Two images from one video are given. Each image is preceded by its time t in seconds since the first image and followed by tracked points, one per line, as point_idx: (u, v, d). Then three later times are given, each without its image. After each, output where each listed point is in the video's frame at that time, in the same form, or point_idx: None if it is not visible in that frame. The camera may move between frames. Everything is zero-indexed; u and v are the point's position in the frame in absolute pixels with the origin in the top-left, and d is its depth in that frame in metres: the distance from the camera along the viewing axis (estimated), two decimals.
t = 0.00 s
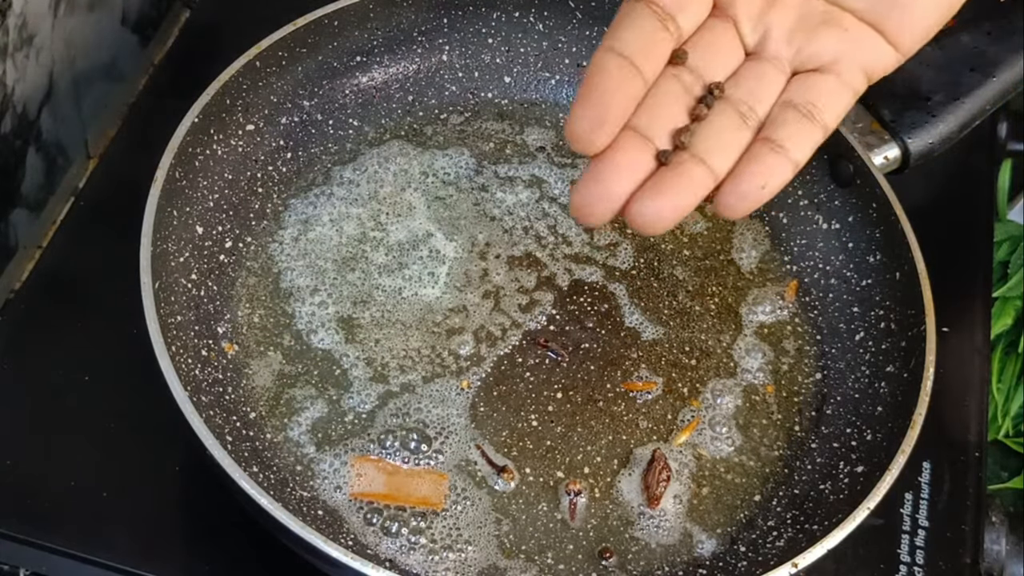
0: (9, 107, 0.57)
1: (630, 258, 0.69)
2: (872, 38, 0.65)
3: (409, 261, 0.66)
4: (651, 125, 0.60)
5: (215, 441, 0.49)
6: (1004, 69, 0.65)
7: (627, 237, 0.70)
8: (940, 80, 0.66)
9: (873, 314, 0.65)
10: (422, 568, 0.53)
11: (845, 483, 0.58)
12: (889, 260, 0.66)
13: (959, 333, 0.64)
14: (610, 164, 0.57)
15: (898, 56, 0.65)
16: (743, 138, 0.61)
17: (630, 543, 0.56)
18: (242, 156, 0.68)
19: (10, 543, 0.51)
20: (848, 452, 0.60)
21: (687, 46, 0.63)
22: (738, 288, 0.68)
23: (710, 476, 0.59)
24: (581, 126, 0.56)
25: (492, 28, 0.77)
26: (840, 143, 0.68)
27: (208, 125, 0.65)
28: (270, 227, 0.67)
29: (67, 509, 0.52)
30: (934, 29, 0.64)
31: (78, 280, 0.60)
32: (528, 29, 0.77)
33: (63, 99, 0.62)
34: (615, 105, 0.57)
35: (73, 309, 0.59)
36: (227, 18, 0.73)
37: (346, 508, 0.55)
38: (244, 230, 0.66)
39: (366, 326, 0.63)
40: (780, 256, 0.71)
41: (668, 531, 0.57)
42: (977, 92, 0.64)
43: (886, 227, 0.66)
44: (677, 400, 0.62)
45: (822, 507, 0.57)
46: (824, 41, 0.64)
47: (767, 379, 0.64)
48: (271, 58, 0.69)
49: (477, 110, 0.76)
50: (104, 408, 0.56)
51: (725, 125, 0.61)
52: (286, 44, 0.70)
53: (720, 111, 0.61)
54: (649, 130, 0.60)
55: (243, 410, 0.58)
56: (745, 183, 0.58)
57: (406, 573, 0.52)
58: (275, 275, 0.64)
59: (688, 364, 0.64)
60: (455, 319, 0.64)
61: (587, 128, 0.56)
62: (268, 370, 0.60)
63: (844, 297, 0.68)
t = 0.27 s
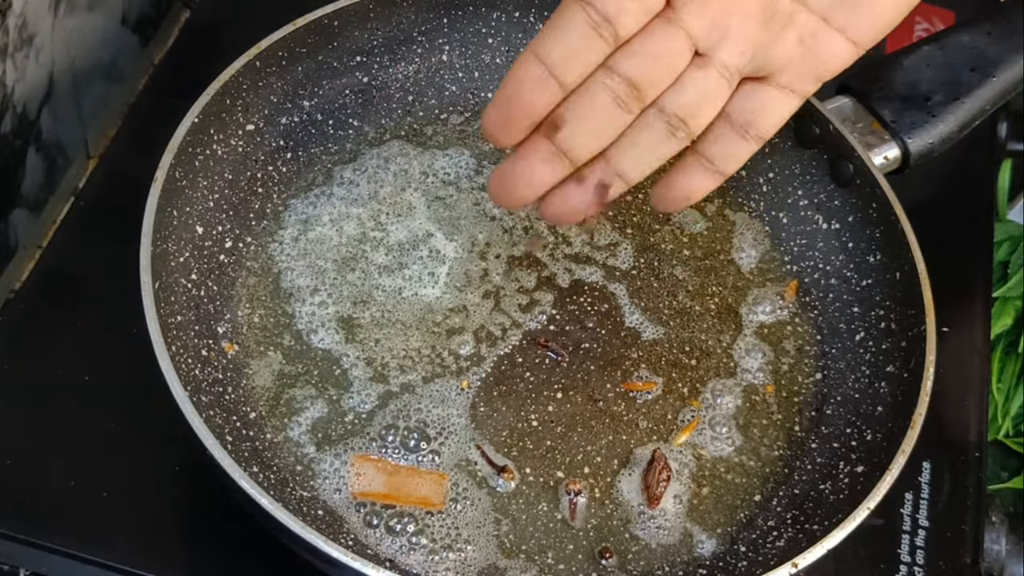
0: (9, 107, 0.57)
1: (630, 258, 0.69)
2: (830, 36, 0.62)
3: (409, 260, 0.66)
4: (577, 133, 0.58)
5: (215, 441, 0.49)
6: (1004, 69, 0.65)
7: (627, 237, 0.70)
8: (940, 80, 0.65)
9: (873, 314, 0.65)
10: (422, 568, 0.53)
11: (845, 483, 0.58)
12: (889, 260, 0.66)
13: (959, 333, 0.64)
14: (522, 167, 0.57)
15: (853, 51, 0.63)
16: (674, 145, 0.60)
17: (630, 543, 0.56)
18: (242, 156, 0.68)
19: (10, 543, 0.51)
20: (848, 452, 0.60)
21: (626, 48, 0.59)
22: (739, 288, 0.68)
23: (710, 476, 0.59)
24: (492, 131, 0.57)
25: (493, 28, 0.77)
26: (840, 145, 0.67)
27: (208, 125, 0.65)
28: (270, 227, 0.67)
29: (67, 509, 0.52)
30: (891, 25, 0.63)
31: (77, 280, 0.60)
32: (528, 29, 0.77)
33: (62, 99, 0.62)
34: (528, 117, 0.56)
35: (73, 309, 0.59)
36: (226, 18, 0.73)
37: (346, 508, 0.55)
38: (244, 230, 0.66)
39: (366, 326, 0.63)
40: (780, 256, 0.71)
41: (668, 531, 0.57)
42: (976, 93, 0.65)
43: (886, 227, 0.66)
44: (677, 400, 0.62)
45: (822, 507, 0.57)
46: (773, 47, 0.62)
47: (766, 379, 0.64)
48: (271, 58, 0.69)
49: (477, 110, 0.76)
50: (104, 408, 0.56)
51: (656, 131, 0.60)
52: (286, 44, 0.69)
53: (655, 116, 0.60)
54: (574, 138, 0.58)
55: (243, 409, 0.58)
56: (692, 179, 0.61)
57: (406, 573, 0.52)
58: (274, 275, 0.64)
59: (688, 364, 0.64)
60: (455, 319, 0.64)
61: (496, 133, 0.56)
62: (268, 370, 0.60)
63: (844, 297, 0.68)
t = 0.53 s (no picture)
0: (9, 107, 0.57)
1: (629, 258, 0.69)
2: None
3: (409, 260, 0.66)
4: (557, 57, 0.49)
5: (215, 440, 0.49)
6: (1004, 69, 0.65)
7: (627, 237, 0.70)
8: (940, 80, 0.66)
9: (873, 314, 0.65)
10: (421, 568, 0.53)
11: (845, 483, 0.58)
12: (889, 260, 0.65)
13: (959, 333, 0.64)
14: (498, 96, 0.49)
15: None
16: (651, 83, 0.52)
17: (629, 543, 0.56)
18: (242, 156, 0.68)
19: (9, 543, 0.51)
20: (848, 452, 0.60)
21: None
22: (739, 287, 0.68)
23: (709, 476, 0.59)
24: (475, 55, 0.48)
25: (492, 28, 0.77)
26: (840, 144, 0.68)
27: (208, 125, 0.65)
28: (270, 227, 0.67)
29: (67, 508, 0.52)
30: None
31: (77, 280, 0.60)
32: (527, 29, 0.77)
33: (62, 99, 0.62)
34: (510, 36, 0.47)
35: (73, 309, 0.59)
36: (226, 18, 0.74)
37: (346, 508, 0.55)
38: (244, 230, 0.66)
39: (365, 326, 0.63)
40: (780, 256, 0.71)
41: (667, 531, 0.57)
42: (976, 92, 0.65)
43: (886, 227, 0.66)
44: (677, 400, 0.62)
45: (822, 507, 0.57)
46: None
47: (766, 379, 0.64)
48: (271, 58, 0.69)
49: (477, 110, 0.76)
50: (104, 408, 0.56)
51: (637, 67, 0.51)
52: (286, 44, 0.70)
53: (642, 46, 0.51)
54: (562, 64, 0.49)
55: (242, 409, 0.58)
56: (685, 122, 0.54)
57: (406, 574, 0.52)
58: (274, 275, 0.64)
59: (688, 364, 0.64)
60: (455, 318, 0.64)
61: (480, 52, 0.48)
62: (268, 370, 0.60)
63: (844, 298, 0.68)
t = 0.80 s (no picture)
0: (9, 107, 0.57)
1: (629, 258, 0.69)
2: None
3: (409, 260, 0.66)
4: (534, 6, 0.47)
5: (215, 441, 0.49)
6: (1004, 69, 0.65)
7: (627, 237, 0.70)
8: (940, 80, 0.65)
9: (873, 314, 0.65)
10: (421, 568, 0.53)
11: (845, 483, 0.58)
12: (889, 260, 0.65)
13: (959, 333, 0.64)
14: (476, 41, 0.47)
15: None
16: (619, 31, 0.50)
17: (630, 543, 0.56)
18: (242, 156, 0.68)
19: (9, 543, 0.51)
20: (848, 452, 0.60)
21: None
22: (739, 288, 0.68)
23: (709, 476, 0.59)
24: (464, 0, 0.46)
25: (492, 28, 0.77)
26: (840, 144, 0.68)
27: (208, 125, 0.65)
28: (270, 227, 0.67)
29: (67, 508, 0.52)
30: None
31: (77, 280, 0.60)
32: (527, 29, 0.77)
33: (62, 99, 0.62)
34: None
35: (73, 309, 0.59)
36: (227, 18, 0.74)
37: (346, 508, 0.55)
38: (244, 230, 0.66)
39: (365, 326, 0.63)
40: (780, 256, 0.71)
41: (668, 531, 0.57)
42: (976, 92, 0.65)
43: (886, 227, 0.66)
44: (677, 400, 0.62)
45: (822, 507, 0.57)
46: None
47: (766, 379, 0.64)
48: (271, 58, 0.69)
49: (477, 110, 0.77)
50: (104, 408, 0.56)
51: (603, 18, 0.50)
52: (286, 45, 0.70)
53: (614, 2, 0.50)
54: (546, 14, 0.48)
55: (242, 409, 0.58)
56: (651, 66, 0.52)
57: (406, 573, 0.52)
58: (274, 275, 0.64)
59: (688, 364, 0.64)
60: (455, 318, 0.64)
61: None
62: (268, 370, 0.60)
63: (844, 298, 0.67)
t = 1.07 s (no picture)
0: (9, 107, 0.57)
1: (629, 258, 0.69)
2: None
3: (409, 260, 0.66)
4: None
5: (215, 441, 0.49)
6: (1003, 69, 0.65)
7: (627, 237, 0.70)
8: (940, 80, 0.65)
9: (873, 314, 0.65)
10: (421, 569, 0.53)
11: (845, 483, 0.58)
12: (889, 260, 0.65)
13: (959, 333, 0.64)
14: None
15: None
16: None
17: (630, 543, 0.56)
18: (242, 156, 0.68)
19: (9, 543, 0.51)
20: (848, 452, 0.60)
21: None
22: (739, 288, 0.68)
23: (710, 476, 0.59)
24: None
25: (492, 28, 0.77)
26: (840, 145, 0.68)
27: (208, 125, 0.65)
28: (270, 227, 0.67)
29: (67, 508, 0.52)
30: None
31: (77, 280, 0.60)
32: (528, 29, 0.77)
33: (62, 99, 0.62)
34: None
35: (73, 309, 0.59)
36: (226, 18, 0.74)
37: (346, 508, 0.55)
38: (244, 230, 0.66)
39: (365, 326, 0.63)
40: (780, 256, 0.71)
41: (668, 531, 0.57)
42: (976, 92, 0.65)
43: (886, 228, 0.66)
44: (677, 400, 0.62)
45: (822, 507, 0.57)
46: None
47: (766, 379, 0.64)
48: (271, 58, 0.69)
49: (477, 110, 0.77)
50: (104, 407, 0.56)
51: None
52: (286, 45, 0.70)
53: None
54: None
55: (242, 409, 0.58)
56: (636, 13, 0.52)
57: (406, 573, 0.52)
58: (274, 275, 0.64)
59: (688, 364, 0.64)
60: (455, 318, 0.64)
61: None
62: (268, 370, 0.60)
63: (844, 298, 0.67)
